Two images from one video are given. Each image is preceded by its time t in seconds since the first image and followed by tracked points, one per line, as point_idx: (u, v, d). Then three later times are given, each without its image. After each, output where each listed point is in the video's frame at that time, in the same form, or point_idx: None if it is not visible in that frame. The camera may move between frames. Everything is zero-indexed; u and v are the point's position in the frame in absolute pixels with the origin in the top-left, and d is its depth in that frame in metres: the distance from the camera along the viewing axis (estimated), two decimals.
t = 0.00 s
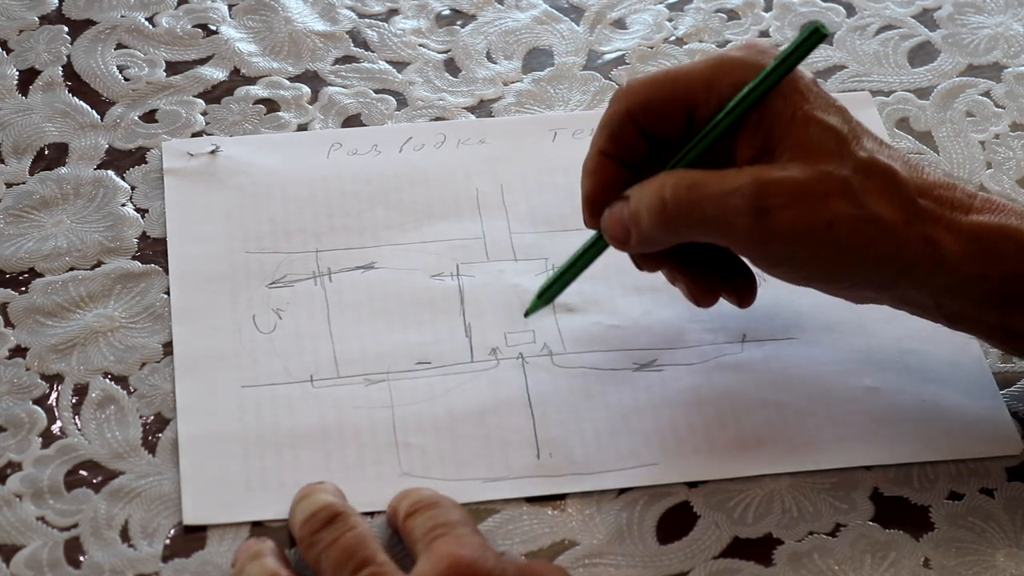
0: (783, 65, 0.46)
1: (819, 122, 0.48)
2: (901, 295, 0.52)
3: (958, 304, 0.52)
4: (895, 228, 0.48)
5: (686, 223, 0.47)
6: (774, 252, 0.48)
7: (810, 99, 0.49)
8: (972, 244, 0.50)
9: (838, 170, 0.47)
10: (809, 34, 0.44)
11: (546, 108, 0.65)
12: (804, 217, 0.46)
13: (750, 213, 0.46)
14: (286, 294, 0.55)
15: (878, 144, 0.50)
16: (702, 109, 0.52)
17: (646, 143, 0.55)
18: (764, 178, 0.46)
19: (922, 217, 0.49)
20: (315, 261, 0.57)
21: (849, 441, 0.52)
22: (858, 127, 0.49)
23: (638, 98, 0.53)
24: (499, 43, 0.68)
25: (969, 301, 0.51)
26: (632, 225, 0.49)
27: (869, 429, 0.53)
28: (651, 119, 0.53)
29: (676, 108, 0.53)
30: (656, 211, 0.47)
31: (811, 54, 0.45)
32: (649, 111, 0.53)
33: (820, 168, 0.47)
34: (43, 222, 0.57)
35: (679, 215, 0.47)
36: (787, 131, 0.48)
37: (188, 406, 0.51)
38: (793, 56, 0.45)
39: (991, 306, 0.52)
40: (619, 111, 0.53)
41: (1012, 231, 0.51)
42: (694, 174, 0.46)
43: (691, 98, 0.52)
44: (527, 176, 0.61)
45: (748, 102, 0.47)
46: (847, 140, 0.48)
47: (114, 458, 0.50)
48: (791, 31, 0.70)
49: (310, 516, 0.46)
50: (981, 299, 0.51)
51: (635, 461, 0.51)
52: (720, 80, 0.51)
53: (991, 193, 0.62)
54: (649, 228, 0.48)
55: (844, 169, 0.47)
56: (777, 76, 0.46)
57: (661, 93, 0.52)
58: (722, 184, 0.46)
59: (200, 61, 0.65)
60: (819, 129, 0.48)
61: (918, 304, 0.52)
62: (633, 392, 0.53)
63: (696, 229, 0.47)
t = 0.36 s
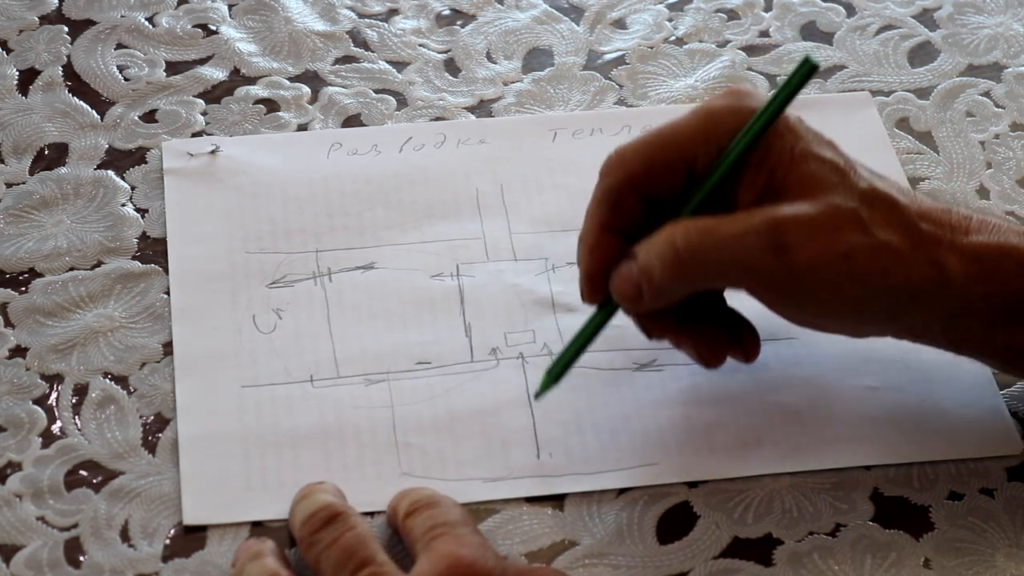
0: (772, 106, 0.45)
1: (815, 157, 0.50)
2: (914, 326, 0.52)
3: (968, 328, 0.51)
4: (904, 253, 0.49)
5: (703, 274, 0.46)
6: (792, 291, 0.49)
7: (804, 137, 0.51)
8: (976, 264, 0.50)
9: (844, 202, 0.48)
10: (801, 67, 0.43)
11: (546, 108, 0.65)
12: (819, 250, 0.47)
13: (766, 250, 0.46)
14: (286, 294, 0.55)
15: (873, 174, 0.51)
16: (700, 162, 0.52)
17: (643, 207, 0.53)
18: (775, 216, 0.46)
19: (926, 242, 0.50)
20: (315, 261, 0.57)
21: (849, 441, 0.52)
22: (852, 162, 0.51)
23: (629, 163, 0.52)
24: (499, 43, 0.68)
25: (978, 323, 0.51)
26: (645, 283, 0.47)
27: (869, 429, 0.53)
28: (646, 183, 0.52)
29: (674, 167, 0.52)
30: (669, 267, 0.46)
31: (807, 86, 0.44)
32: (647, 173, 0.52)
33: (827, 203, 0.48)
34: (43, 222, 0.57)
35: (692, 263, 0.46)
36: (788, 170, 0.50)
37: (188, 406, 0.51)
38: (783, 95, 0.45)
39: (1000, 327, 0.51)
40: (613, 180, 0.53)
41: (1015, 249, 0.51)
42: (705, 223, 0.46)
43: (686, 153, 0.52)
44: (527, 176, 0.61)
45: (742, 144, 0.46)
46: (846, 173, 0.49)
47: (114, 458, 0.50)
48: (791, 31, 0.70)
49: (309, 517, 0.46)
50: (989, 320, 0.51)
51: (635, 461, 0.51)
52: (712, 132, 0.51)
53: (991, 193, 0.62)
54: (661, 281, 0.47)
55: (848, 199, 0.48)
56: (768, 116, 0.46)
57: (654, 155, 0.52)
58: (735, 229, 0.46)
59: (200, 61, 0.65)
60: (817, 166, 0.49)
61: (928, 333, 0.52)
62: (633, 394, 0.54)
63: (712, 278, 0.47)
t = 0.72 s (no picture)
0: (787, 152, 0.44)
1: (832, 199, 0.49)
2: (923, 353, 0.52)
3: (976, 357, 0.52)
4: (919, 294, 0.49)
5: (720, 324, 0.46)
6: (808, 340, 0.48)
7: (818, 179, 0.49)
8: (987, 297, 0.51)
9: (862, 248, 0.47)
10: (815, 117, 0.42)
11: (546, 109, 0.65)
12: (838, 304, 0.46)
13: (787, 307, 0.46)
14: (286, 294, 0.55)
15: (886, 207, 0.50)
16: (715, 202, 0.50)
17: (656, 247, 0.52)
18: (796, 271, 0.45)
19: (939, 278, 0.50)
20: (315, 261, 0.57)
21: (851, 442, 0.52)
22: (865, 197, 0.50)
23: (640, 203, 0.51)
24: (499, 43, 0.68)
25: (988, 354, 0.52)
26: (661, 327, 0.47)
27: (869, 429, 0.53)
28: (659, 223, 0.51)
29: (686, 211, 0.51)
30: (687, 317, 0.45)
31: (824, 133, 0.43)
32: (659, 219, 0.51)
33: (847, 251, 0.47)
34: (43, 222, 0.57)
35: (711, 315, 0.45)
36: (804, 214, 0.49)
37: (188, 406, 0.51)
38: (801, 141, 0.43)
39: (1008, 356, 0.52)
40: (626, 224, 0.51)
41: None
42: (723, 271, 0.45)
43: (700, 194, 0.50)
44: (527, 176, 0.61)
45: (756, 187, 0.46)
46: (862, 214, 0.48)
47: (115, 458, 0.50)
48: (791, 31, 0.70)
49: (309, 517, 0.46)
50: (998, 350, 0.51)
51: (635, 462, 0.51)
52: (726, 169, 0.49)
53: (991, 193, 0.62)
54: (679, 330, 0.46)
55: (866, 244, 0.47)
56: (781, 165, 0.45)
57: (667, 194, 0.50)
58: (755, 281, 0.45)
59: (200, 61, 0.65)
60: (834, 209, 0.48)
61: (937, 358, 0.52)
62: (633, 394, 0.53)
63: (729, 327, 0.46)
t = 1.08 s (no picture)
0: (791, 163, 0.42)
1: (833, 205, 0.48)
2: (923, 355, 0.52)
3: (975, 357, 0.52)
4: (922, 298, 0.49)
5: (722, 337, 0.45)
6: (809, 347, 0.48)
7: (819, 184, 0.49)
8: (986, 300, 0.51)
9: (867, 254, 0.47)
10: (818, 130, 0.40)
11: (546, 108, 0.65)
12: (840, 311, 0.46)
13: (788, 313, 0.45)
14: (286, 294, 0.55)
15: (886, 211, 0.50)
16: (715, 211, 0.48)
17: (658, 260, 0.50)
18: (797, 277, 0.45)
19: (941, 281, 0.50)
20: (315, 261, 0.57)
21: (850, 442, 0.52)
22: (865, 203, 0.49)
23: (642, 219, 0.49)
24: (499, 43, 0.68)
25: (988, 355, 0.52)
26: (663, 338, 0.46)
27: (868, 428, 0.53)
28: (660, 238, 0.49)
29: (689, 224, 0.48)
30: (688, 334, 0.45)
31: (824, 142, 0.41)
32: (660, 234, 0.49)
33: (850, 257, 0.46)
34: (43, 222, 0.57)
35: (714, 329, 0.45)
36: (807, 220, 0.48)
37: (188, 406, 0.51)
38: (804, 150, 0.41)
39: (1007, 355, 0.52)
40: (627, 240, 0.49)
41: None
42: (727, 282, 0.44)
43: (700, 205, 0.48)
44: (527, 176, 0.61)
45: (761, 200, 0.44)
46: (863, 219, 0.48)
47: (115, 458, 0.50)
48: (791, 31, 0.70)
49: (309, 517, 0.46)
50: (997, 350, 0.52)
51: (635, 462, 0.51)
52: (731, 173, 0.48)
53: (991, 193, 0.62)
54: (682, 344, 0.45)
55: (868, 249, 0.47)
56: (786, 176, 0.43)
57: (669, 212, 0.48)
58: (758, 291, 0.44)
59: (200, 61, 0.65)
60: (835, 215, 0.48)
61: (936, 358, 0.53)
62: (634, 394, 0.53)
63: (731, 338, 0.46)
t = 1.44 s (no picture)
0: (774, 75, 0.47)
1: (810, 128, 0.50)
2: (891, 304, 0.52)
3: (948, 309, 0.52)
4: (884, 232, 0.50)
5: (680, 215, 0.49)
6: (757, 251, 0.51)
7: (804, 107, 0.51)
8: (960, 249, 0.51)
9: (827, 176, 0.49)
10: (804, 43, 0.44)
11: (546, 108, 0.65)
12: (787, 217, 0.49)
13: (737, 213, 0.48)
14: (286, 295, 0.55)
15: (869, 151, 0.51)
16: (701, 117, 0.53)
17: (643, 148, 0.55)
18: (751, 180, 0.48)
19: (910, 222, 0.50)
20: (315, 261, 0.57)
21: (850, 441, 0.52)
22: (849, 136, 0.51)
23: (634, 105, 0.54)
24: (499, 43, 0.68)
25: (959, 304, 0.51)
26: (625, 217, 0.51)
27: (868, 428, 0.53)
28: (647, 126, 0.54)
29: (674, 116, 0.53)
30: (649, 200, 0.49)
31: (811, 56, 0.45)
32: (647, 119, 0.54)
33: (812, 173, 0.49)
34: (43, 222, 0.57)
35: (670, 211, 0.49)
36: (778, 139, 0.50)
37: (188, 406, 0.51)
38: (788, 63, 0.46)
39: (981, 310, 0.51)
40: (618, 122, 0.54)
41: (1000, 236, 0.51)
42: (685, 170, 0.49)
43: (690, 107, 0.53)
44: (527, 176, 0.61)
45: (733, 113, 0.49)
46: (838, 147, 0.50)
47: (115, 458, 0.50)
48: (791, 31, 0.70)
49: (309, 517, 0.46)
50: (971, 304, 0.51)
51: (635, 461, 0.51)
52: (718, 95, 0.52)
53: (991, 193, 0.62)
54: (641, 220, 0.50)
55: (835, 173, 0.49)
56: (768, 85, 0.48)
57: (661, 101, 0.53)
58: (716, 180, 0.48)
59: (200, 61, 0.65)
60: (812, 137, 0.50)
61: (905, 312, 0.52)
62: (634, 393, 0.54)
63: (688, 225, 0.50)
